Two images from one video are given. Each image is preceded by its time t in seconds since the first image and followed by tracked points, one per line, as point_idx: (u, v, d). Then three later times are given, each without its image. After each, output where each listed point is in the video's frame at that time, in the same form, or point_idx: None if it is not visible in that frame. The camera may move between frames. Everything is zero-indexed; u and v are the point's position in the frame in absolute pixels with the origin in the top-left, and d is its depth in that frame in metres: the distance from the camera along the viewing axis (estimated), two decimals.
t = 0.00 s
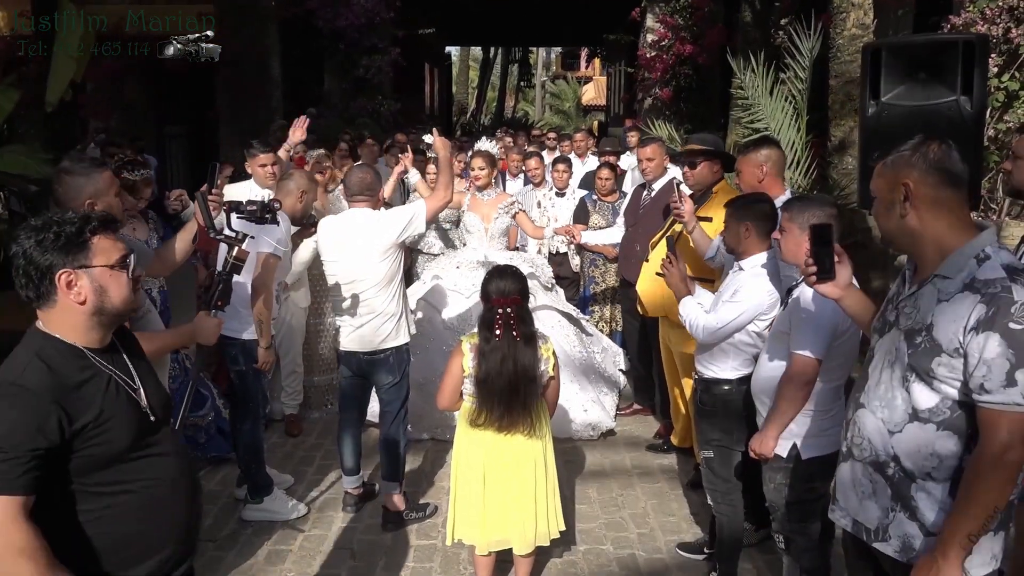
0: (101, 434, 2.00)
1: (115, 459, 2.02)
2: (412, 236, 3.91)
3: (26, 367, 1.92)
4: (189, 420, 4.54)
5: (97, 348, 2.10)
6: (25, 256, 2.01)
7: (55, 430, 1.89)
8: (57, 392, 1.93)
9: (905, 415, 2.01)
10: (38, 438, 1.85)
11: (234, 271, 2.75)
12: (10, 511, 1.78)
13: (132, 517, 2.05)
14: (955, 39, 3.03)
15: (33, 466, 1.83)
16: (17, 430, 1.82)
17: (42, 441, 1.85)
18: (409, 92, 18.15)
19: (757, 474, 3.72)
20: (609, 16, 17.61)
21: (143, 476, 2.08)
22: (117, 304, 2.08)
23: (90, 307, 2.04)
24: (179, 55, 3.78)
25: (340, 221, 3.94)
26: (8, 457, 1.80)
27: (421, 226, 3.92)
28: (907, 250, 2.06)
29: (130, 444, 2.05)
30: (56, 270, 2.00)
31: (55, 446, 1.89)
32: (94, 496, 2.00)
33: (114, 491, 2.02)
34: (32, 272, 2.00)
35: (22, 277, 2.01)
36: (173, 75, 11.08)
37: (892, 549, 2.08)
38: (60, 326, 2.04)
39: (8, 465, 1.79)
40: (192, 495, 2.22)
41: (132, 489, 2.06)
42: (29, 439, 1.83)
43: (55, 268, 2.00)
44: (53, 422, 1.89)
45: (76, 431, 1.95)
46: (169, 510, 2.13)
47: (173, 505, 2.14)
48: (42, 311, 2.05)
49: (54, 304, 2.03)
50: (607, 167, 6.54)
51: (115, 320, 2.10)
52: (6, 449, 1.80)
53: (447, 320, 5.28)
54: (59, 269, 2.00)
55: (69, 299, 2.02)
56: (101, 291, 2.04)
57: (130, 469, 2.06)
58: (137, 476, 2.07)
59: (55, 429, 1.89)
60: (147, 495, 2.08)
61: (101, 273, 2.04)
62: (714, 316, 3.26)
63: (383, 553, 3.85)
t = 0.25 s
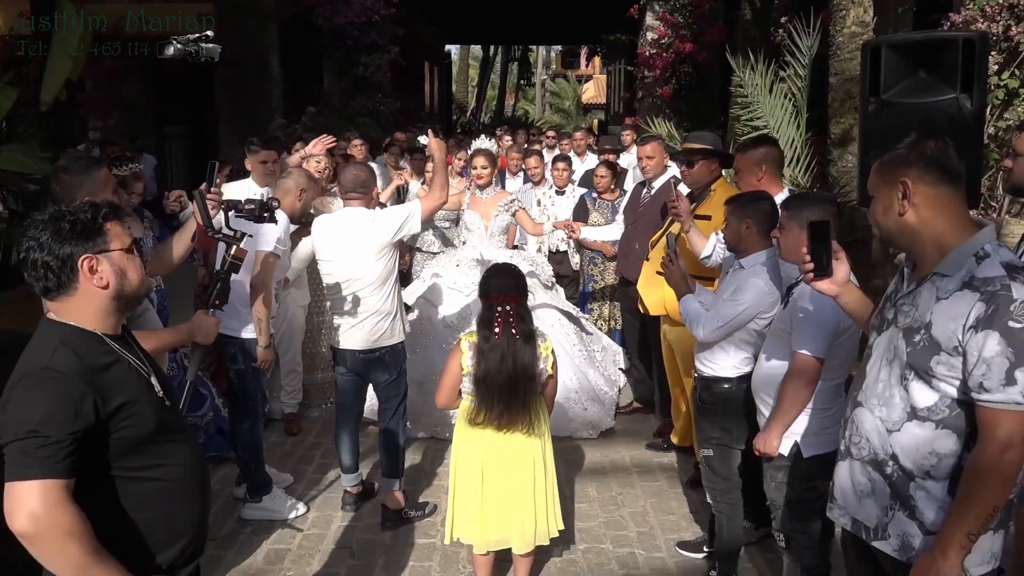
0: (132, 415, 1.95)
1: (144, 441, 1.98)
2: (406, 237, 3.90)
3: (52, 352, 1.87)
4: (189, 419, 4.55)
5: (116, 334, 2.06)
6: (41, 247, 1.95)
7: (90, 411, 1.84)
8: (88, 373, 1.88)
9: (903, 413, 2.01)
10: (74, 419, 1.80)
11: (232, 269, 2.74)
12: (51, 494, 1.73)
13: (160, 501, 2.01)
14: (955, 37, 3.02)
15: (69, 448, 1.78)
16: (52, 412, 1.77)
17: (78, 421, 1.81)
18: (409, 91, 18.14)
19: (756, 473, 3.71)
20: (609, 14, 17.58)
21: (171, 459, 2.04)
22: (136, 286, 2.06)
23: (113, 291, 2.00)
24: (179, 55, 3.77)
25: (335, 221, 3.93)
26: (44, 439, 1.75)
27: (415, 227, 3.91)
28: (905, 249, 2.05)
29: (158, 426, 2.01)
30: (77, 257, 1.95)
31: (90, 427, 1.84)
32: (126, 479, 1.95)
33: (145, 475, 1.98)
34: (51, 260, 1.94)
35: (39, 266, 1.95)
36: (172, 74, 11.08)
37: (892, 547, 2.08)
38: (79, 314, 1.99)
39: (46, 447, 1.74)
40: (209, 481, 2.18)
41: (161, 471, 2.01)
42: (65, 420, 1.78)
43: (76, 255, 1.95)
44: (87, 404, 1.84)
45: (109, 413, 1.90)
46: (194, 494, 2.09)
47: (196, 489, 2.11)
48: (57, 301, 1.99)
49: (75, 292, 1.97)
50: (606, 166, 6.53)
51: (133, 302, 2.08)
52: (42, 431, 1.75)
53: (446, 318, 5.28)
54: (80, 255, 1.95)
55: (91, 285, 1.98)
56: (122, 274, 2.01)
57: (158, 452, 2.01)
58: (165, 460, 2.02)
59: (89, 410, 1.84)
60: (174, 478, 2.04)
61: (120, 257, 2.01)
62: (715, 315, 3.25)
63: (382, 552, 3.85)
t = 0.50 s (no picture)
0: (154, 415, 1.91)
1: (167, 441, 1.95)
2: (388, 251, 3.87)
3: (78, 355, 1.80)
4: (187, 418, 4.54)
5: (121, 336, 1.98)
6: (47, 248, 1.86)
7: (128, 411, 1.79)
8: (118, 373, 1.82)
9: (902, 410, 2.00)
10: (117, 419, 1.75)
11: (229, 267, 2.73)
12: (105, 496, 1.68)
13: (182, 500, 1.98)
14: (954, 33, 3.03)
15: (115, 449, 1.73)
16: (96, 414, 1.71)
17: (120, 422, 1.75)
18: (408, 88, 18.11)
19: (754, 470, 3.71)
20: (608, 11, 17.54)
21: (187, 458, 2.01)
22: (141, 282, 2.01)
23: (123, 289, 1.94)
24: (179, 55, 3.76)
25: (328, 220, 3.94)
26: (93, 442, 1.69)
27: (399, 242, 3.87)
28: (904, 246, 2.05)
29: (175, 425, 1.98)
30: (87, 255, 1.87)
31: (130, 428, 1.79)
32: (154, 481, 1.91)
33: (169, 475, 1.95)
34: (61, 260, 1.85)
35: (46, 267, 1.85)
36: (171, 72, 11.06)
37: (891, 545, 2.07)
38: (87, 316, 1.90)
39: (95, 450, 1.69)
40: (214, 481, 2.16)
41: (181, 470, 1.99)
42: (109, 421, 1.73)
43: (86, 253, 1.87)
44: (125, 404, 1.79)
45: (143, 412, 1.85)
46: (210, 492, 2.08)
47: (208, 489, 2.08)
48: (61, 303, 1.89)
49: (84, 292, 1.89)
50: (605, 163, 6.51)
51: (138, 300, 2.01)
52: (89, 434, 1.69)
53: (444, 316, 5.28)
54: (91, 254, 1.88)
55: (103, 284, 1.90)
56: (132, 271, 1.95)
57: (178, 450, 1.98)
58: (184, 458, 2.00)
59: (127, 410, 1.79)
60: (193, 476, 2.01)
61: (126, 254, 1.95)
62: (714, 313, 3.24)
63: (381, 550, 3.85)
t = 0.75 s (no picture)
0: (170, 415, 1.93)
1: (180, 442, 1.96)
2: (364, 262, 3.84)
3: (94, 359, 1.78)
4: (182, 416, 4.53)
5: (123, 339, 1.96)
6: (52, 250, 1.82)
7: (151, 413, 1.81)
8: (137, 376, 1.83)
9: (899, 406, 2.00)
10: (145, 422, 1.76)
11: (224, 265, 2.72)
12: (144, 499, 1.70)
13: (196, 501, 2.00)
14: (950, 28, 3.03)
15: (147, 451, 1.75)
16: (127, 417, 1.72)
17: (148, 424, 1.77)
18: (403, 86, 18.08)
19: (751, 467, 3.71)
20: (604, 8, 17.51)
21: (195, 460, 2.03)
22: (141, 283, 2.00)
23: (127, 290, 1.93)
24: (178, 55, 3.74)
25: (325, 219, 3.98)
26: (129, 446, 1.70)
27: (375, 254, 3.82)
28: (902, 242, 2.04)
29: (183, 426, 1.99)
30: (95, 255, 1.85)
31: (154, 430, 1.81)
32: (176, 483, 1.92)
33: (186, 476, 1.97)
34: (68, 261, 1.83)
35: (51, 269, 1.82)
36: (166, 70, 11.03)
37: (887, 541, 2.07)
38: (91, 319, 1.87)
39: (132, 454, 1.70)
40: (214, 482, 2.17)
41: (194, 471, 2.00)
42: (140, 424, 1.74)
43: (93, 254, 1.86)
44: (148, 406, 1.80)
45: (160, 414, 1.87)
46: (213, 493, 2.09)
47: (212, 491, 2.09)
48: (64, 306, 1.85)
49: (91, 293, 1.86)
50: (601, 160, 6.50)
51: (137, 303, 2.00)
52: (123, 438, 1.70)
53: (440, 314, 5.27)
54: (98, 254, 1.86)
55: (110, 284, 1.89)
56: (137, 272, 1.95)
57: (188, 451, 2.00)
58: (193, 458, 2.02)
59: (150, 412, 1.81)
60: (200, 477, 2.04)
61: (128, 255, 1.95)
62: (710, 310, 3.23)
63: (377, 548, 3.84)
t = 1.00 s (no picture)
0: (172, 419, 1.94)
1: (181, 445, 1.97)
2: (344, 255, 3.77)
3: (103, 365, 1.78)
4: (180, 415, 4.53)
5: (123, 342, 1.96)
6: (58, 252, 1.81)
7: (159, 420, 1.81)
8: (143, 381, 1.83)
9: (898, 404, 2.00)
10: (156, 429, 1.77)
11: (219, 263, 2.72)
12: (158, 506, 1.71)
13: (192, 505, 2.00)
14: (947, 27, 3.01)
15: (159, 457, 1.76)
16: (141, 424, 1.73)
17: (159, 431, 1.78)
18: (401, 84, 18.06)
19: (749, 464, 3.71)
20: (601, 6, 17.51)
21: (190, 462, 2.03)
22: (144, 286, 2.00)
23: (131, 294, 1.93)
24: (179, 55, 3.73)
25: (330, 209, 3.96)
26: (144, 452, 1.71)
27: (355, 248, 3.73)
28: (901, 240, 2.05)
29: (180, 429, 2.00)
30: (101, 259, 1.85)
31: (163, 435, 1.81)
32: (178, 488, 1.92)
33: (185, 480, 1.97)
34: (74, 264, 1.82)
35: (56, 271, 1.81)
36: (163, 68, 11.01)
37: (886, 538, 2.07)
38: (93, 321, 1.88)
39: (147, 460, 1.71)
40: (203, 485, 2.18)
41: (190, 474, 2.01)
42: (153, 430, 1.75)
43: (99, 257, 1.85)
44: (158, 412, 1.81)
45: (165, 420, 1.87)
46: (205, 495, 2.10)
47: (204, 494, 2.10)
48: (67, 309, 1.85)
49: (95, 297, 1.86)
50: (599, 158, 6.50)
51: (138, 306, 2.01)
52: (139, 444, 1.71)
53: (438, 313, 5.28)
54: (105, 257, 1.86)
55: (115, 288, 1.89)
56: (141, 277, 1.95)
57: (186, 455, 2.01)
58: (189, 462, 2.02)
59: (160, 419, 1.82)
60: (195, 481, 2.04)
61: (133, 259, 1.95)
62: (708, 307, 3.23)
63: (376, 546, 3.84)
